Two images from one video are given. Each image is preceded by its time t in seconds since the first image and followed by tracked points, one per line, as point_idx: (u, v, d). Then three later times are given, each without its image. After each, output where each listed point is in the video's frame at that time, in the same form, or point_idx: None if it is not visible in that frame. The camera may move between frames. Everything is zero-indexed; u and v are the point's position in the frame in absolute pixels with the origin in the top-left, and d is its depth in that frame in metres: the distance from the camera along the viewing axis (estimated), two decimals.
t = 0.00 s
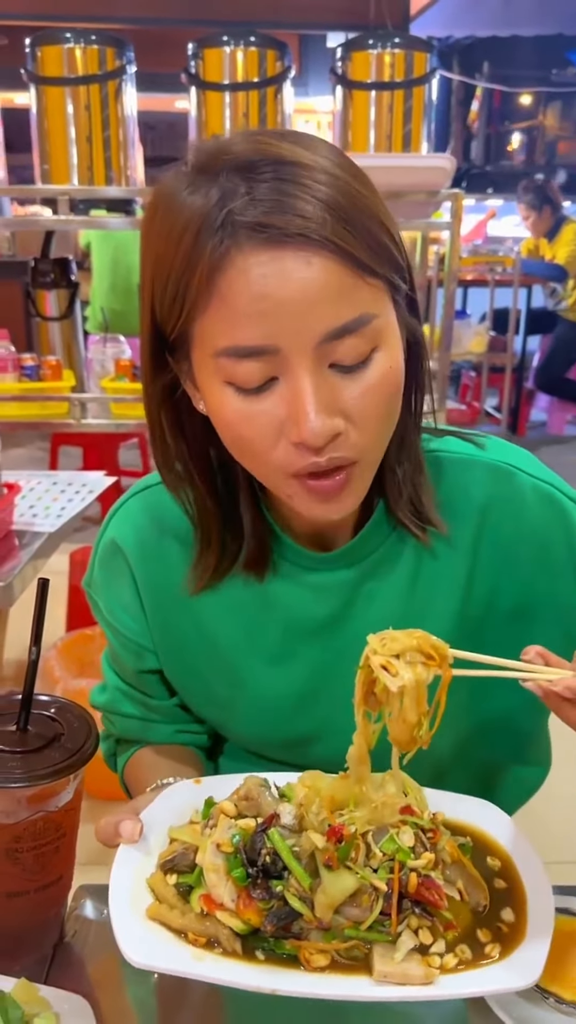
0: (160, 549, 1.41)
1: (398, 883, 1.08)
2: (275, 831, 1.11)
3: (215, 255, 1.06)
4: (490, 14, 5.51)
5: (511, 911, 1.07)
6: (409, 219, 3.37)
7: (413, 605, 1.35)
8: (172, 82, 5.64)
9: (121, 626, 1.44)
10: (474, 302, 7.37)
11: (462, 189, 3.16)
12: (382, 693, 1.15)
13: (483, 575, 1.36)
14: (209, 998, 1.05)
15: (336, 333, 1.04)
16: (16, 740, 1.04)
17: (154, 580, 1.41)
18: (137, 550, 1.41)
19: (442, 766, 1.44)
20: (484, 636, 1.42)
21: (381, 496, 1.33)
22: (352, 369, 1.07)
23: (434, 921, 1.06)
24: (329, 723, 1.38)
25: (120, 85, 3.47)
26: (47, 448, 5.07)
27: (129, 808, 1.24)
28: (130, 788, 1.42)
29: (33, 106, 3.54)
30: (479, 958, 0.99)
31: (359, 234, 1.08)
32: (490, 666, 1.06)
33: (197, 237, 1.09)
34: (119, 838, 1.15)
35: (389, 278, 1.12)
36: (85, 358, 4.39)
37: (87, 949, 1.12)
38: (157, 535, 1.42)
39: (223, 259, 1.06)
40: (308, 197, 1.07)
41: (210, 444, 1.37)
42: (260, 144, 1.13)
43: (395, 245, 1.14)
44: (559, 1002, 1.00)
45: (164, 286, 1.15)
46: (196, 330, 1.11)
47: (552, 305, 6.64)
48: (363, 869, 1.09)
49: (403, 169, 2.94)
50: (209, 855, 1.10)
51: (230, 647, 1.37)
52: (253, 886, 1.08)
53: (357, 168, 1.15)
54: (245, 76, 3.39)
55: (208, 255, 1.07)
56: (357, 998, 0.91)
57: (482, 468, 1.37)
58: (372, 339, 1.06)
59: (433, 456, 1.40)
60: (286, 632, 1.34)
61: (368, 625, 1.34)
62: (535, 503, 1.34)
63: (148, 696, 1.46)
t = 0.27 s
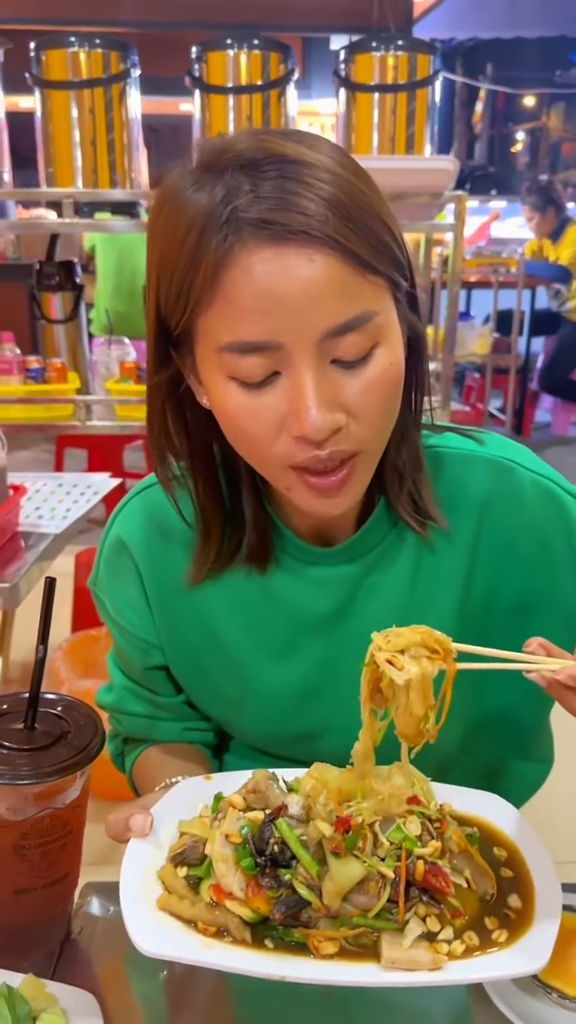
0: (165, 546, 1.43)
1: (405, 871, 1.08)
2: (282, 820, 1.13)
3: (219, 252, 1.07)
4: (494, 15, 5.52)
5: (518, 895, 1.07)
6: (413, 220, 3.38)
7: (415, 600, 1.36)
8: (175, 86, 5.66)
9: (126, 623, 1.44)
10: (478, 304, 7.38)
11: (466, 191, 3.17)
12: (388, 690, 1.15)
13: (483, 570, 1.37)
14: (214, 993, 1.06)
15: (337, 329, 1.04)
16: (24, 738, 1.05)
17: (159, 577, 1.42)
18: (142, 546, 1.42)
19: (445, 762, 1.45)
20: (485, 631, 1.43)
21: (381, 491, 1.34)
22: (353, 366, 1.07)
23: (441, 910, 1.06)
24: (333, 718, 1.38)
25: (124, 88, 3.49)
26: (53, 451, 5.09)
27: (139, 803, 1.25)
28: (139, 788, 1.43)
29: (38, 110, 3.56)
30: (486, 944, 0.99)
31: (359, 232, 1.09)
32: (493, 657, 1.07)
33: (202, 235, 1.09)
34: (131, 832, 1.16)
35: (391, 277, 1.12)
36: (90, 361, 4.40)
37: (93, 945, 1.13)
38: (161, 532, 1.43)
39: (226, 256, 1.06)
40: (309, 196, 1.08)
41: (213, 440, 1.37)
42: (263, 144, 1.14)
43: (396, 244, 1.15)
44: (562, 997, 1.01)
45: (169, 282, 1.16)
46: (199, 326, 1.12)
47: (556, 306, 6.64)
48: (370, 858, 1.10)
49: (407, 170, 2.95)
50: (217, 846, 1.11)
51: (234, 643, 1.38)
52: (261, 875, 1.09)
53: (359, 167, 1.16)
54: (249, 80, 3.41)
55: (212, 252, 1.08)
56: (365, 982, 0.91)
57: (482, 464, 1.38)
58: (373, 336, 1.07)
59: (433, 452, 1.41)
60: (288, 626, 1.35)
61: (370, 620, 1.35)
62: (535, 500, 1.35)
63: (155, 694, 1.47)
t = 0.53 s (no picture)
0: (170, 538, 1.43)
1: (411, 843, 1.09)
2: (288, 799, 1.12)
3: (229, 256, 1.08)
4: (496, 17, 5.54)
5: (520, 862, 1.10)
6: (414, 222, 3.39)
7: (416, 594, 1.36)
8: (177, 88, 5.68)
9: (130, 617, 1.45)
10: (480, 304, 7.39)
11: (467, 192, 3.18)
12: (398, 714, 1.13)
13: (482, 566, 1.38)
14: (219, 985, 1.07)
15: (344, 332, 1.05)
16: (26, 734, 1.06)
17: (163, 570, 1.42)
18: (146, 539, 1.43)
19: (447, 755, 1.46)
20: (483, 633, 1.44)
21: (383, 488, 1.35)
22: (360, 365, 1.08)
23: (447, 880, 1.08)
24: (334, 711, 1.40)
25: (127, 90, 3.51)
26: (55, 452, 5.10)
27: (146, 789, 1.26)
28: (141, 780, 1.43)
29: (40, 112, 3.57)
30: (492, 913, 1.01)
31: (362, 231, 1.09)
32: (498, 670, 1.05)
33: (209, 237, 1.10)
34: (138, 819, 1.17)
35: (394, 275, 1.13)
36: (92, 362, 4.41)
37: (95, 939, 1.14)
38: (165, 525, 1.43)
39: (236, 260, 1.07)
40: (314, 198, 1.09)
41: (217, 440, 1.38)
42: (268, 147, 1.15)
43: (399, 242, 1.15)
44: (560, 991, 1.00)
45: (174, 282, 1.16)
46: (207, 329, 1.13)
47: (558, 308, 6.66)
48: (376, 831, 1.11)
49: (409, 171, 2.96)
50: (225, 827, 1.11)
51: (237, 639, 1.39)
52: (269, 852, 1.09)
53: (360, 166, 1.17)
54: (250, 81, 3.43)
55: (221, 256, 1.09)
56: (375, 954, 0.93)
57: (482, 461, 1.39)
58: (379, 337, 1.08)
59: (433, 447, 1.41)
60: (291, 621, 1.36)
61: (371, 613, 1.36)
62: (534, 496, 1.36)
63: (158, 686, 1.48)
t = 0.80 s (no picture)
0: (172, 544, 1.43)
1: (413, 834, 1.10)
2: (293, 792, 1.14)
3: (231, 286, 1.05)
4: (498, 18, 5.54)
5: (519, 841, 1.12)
6: (417, 221, 3.39)
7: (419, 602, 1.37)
8: (179, 89, 5.69)
9: (133, 618, 1.45)
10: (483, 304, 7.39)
11: (469, 192, 3.19)
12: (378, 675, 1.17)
13: (489, 576, 1.39)
14: (220, 982, 1.08)
15: (354, 358, 1.03)
16: (31, 731, 1.06)
17: (167, 573, 1.43)
18: (151, 544, 1.43)
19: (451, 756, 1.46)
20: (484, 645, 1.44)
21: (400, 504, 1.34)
22: (371, 389, 1.06)
23: (450, 869, 1.08)
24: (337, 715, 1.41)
25: (129, 91, 3.51)
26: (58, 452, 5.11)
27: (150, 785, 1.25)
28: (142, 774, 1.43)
29: (43, 113, 3.58)
30: (495, 899, 1.02)
31: (368, 251, 1.07)
32: (477, 658, 1.07)
33: (210, 266, 1.07)
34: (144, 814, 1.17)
35: (401, 293, 1.10)
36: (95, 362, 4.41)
37: (98, 941, 1.14)
38: (168, 531, 1.43)
39: (240, 291, 1.04)
40: (316, 221, 1.06)
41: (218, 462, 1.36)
42: (267, 171, 1.12)
43: (405, 260, 1.13)
44: (563, 988, 1.02)
45: (173, 313, 1.13)
46: (212, 361, 1.10)
47: (561, 308, 6.66)
48: (379, 823, 1.11)
49: (411, 171, 2.96)
50: (232, 820, 1.12)
51: (242, 643, 1.39)
52: (276, 846, 1.10)
53: (361, 184, 1.14)
54: (252, 82, 3.43)
55: (224, 287, 1.05)
56: (382, 942, 0.93)
57: (487, 475, 1.38)
58: (390, 359, 1.05)
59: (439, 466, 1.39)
60: (296, 628, 1.36)
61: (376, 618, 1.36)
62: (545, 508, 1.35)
63: (161, 685, 1.48)
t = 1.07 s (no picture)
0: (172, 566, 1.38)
1: (417, 842, 1.10)
2: (296, 801, 1.14)
3: (239, 344, 0.98)
4: (499, 18, 5.55)
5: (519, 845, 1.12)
6: (418, 221, 3.40)
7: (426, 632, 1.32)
8: (181, 89, 5.69)
9: (132, 636, 1.40)
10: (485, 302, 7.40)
11: (471, 192, 3.18)
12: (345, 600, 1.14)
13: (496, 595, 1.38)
14: (218, 980, 1.08)
15: (371, 418, 0.97)
16: (32, 727, 1.07)
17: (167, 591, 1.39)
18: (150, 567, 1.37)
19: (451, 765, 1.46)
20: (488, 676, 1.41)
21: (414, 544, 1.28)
22: (387, 448, 1.00)
23: (453, 876, 1.08)
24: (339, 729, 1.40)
25: (130, 91, 3.51)
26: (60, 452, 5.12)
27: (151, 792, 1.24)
28: (140, 776, 1.42)
29: (44, 113, 3.59)
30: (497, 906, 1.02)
31: (385, 302, 1.00)
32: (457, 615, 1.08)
33: (217, 322, 1.00)
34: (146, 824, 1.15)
35: (421, 347, 1.04)
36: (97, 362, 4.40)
37: (98, 941, 1.14)
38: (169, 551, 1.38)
39: (249, 349, 0.97)
40: (328, 274, 0.99)
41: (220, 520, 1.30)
42: (277, 220, 1.05)
43: (424, 312, 1.06)
44: (564, 983, 1.02)
45: (179, 368, 1.07)
46: (219, 420, 1.03)
47: (562, 307, 6.68)
48: (382, 831, 1.11)
49: (411, 171, 2.95)
50: (235, 830, 1.11)
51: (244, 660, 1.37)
52: (280, 856, 1.09)
53: (376, 229, 1.08)
54: (254, 82, 3.43)
55: (232, 345, 0.99)
56: (387, 951, 0.93)
57: (496, 509, 1.33)
58: (408, 416, 1.00)
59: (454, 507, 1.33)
60: (298, 645, 1.35)
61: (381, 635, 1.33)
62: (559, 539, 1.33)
63: (158, 694, 1.47)
